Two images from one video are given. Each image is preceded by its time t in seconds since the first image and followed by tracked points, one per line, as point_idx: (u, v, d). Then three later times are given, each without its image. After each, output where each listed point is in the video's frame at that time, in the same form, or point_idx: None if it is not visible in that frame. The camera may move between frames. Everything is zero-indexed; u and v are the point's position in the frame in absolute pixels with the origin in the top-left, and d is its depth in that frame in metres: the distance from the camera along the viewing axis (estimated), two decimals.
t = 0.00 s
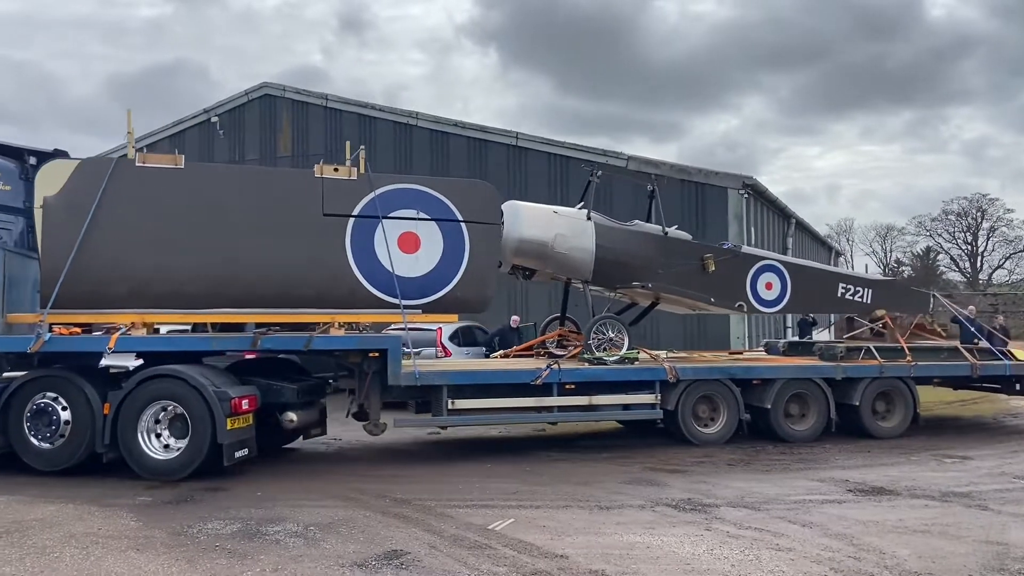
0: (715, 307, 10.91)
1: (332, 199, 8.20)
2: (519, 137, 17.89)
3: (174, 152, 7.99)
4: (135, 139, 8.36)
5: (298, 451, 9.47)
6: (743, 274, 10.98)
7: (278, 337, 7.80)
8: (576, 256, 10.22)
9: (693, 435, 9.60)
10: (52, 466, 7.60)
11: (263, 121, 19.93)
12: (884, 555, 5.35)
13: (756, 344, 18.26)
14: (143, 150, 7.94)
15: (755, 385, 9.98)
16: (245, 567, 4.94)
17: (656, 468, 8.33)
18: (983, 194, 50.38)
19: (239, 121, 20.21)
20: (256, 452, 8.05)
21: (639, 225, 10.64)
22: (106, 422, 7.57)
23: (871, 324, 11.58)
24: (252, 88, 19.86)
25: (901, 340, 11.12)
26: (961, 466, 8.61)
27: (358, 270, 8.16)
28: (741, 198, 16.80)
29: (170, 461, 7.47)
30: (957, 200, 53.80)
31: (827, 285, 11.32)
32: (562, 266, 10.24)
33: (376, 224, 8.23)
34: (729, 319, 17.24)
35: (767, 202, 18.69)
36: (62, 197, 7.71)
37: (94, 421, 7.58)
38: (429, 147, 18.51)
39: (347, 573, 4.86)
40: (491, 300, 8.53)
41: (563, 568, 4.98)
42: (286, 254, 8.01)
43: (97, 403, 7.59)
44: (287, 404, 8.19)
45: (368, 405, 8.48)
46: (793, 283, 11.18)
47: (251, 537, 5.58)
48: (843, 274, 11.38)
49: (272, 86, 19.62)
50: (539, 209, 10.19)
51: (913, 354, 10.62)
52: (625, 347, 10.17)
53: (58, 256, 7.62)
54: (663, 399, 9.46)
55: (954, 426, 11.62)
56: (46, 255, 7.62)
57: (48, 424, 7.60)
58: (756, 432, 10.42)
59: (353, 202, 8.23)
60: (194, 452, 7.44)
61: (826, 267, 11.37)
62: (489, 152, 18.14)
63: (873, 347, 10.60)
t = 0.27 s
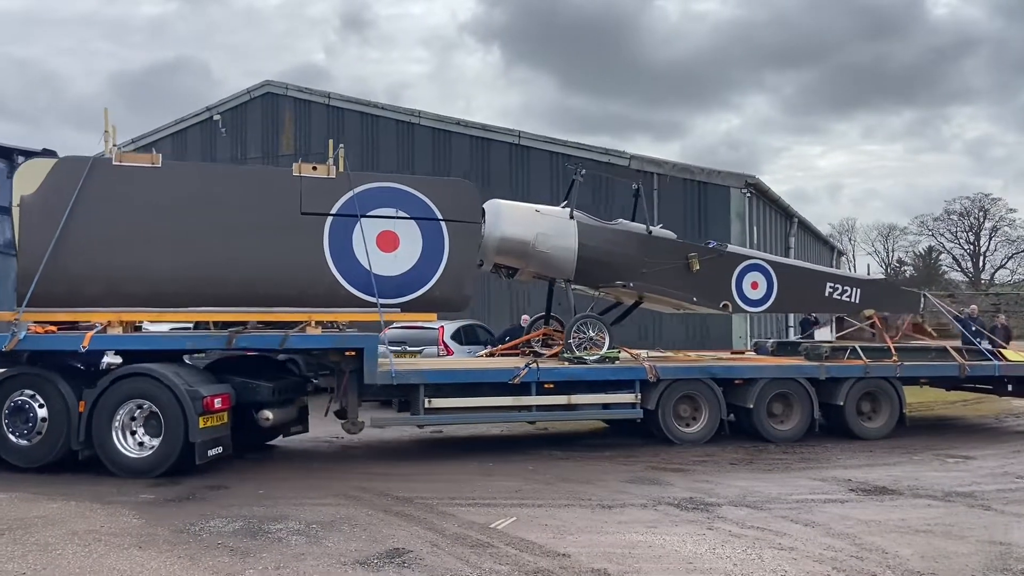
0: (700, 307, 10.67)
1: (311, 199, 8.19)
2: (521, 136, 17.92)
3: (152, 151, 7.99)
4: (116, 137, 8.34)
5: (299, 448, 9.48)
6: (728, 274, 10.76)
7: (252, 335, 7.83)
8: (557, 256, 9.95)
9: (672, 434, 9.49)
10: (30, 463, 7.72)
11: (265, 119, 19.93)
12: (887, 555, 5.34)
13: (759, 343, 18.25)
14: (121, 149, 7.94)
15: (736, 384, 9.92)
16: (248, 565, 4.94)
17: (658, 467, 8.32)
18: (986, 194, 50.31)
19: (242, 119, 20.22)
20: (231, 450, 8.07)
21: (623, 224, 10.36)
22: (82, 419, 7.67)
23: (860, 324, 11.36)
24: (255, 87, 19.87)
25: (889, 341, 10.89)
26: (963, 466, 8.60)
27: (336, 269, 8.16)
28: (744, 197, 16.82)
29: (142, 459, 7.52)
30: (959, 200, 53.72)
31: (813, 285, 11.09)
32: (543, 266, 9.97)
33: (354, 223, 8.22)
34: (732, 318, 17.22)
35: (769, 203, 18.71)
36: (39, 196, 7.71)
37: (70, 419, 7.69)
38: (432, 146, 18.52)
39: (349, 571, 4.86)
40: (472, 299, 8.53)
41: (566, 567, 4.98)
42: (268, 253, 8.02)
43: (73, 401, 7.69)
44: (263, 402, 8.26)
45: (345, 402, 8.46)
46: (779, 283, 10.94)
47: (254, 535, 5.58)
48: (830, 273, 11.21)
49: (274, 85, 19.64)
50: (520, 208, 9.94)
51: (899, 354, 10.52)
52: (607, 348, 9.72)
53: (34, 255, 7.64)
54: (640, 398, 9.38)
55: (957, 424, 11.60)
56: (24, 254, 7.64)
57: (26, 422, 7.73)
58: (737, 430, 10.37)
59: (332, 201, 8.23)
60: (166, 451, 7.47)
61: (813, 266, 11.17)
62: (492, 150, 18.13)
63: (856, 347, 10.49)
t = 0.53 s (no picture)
0: (686, 307, 10.53)
1: (290, 198, 8.15)
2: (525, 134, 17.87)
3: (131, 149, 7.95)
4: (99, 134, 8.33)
5: (301, 446, 9.48)
6: (714, 272, 10.60)
7: (229, 333, 7.94)
8: (539, 254, 9.94)
9: (653, 433, 9.38)
10: (10, 459, 7.81)
11: (268, 117, 19.93)
12: (890, 554, 5.33)
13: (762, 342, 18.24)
14: (100, 147, 7.91)
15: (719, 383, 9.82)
16: (250, 562, 4.94)
17: (660, 465, 8.31)
18: (989, 193, 50.24)
19: (244, 117, 20.22)
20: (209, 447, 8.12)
21: (608, 222, 10.26)
22: (59, 416, 7.74)
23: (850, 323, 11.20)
24: (257, 84, 19.86)
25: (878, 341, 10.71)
26: (966, 465, 8.58)
27: (314, 268, 8.14)
28: (746, 196, 16.67)
29: (117, 455, 7.56)
30: (962, 200, 53.57)
31: (801, 282, 10.92)
32: (525, 264, 9.97)
33: (333, 222, 8.19)
34: (735, 317, 17.21)
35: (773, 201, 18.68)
36: (18, 194, 7.70)
37: (47, 416, 7.76)
38: (435, 144, 18.50)
39: (352, 569, 4.86)
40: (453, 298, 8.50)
41: (568, 565, 4.97)
42: (250, 248, 7.98)
43: (50, 398, 7.76)
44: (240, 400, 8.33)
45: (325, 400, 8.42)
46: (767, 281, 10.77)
47: (256, 532, 5.59)
48: (819, 272, 11.04)
49: (276, 82, 19.65)
50: (503, 206, 9.97)
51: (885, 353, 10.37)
52: (588, 347, 9.66)
53: (13, 252, 7.64)
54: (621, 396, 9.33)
55: (961, 423, 11.56)
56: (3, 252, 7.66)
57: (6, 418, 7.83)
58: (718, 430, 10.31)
59: (311, 200, 8.19)
60: (140, 448, 7.50)
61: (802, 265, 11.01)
62: (495, 148, 18.12)
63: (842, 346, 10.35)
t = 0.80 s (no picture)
0: (672, 306, 10.36)
1: (270, 196, 8.25)
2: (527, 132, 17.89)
3: (111, 149, 8.08)
4: (82, 135, 8.50)
5: (304, 443, 9.48)
6: (700, 271, 10.42)
7: (207, 331, 7.84)
8: (523, 253, 9.69)
9: (633, 434, 9.31)
10: None
11: (271, 115, 19.95)
12: (893, 552, 5.32)
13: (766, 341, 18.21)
14: (81, 146, 8.06)
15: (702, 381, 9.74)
16: (253, 560, 4.95)
17: (663, 463, 8.30)
18: (992, 192, 50.12)
19: (248, 115, 20.24)
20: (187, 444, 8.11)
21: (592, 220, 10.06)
22: (37, 413, 7.81)
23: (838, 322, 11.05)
24: (260, 82, 19.87)
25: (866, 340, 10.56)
26: (970, 464, 8.56)
27: (293, 266, 8.20)
28: (751, 193, 16.68)
29: (94, 452, 7.61)
30: (967, 199, 53.44)
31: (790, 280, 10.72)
32: (509, 263, 9.73)
33: (313, 220, 8.27)
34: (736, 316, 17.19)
35: (774, 200, 18.68)
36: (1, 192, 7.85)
37: (27, 413, 7.84)
38: (437, 143, 18.50)
39: (354, 566, 4.86)
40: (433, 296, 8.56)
41: (570, 564, 4.97)
42: (235, 248, 8.08)
43: (30, 395, 7.83)
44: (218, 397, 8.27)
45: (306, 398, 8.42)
46: (753, 279, 10.61)
47: (259, 529, 5.59)
48: (807, 271, 10.86)
49: (280, 80, 19.67)
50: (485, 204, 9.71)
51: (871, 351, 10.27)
52: (570, 345, 9.54)
53: None
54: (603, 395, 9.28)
55: (964, 422, 11.51)
56: None
57: None
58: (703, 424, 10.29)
59: (290, 198, 8.28)
60: (116, 445, 7.54)
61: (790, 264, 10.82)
62: (497, 146, 18.11)
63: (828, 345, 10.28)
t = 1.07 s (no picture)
0: (657, 305, 10.26)
1: (250, 194, 8.27)
2: (531, 130, 17.85)
3: (92, 147, 8.16)
4: (67, 134, 8.58)
5: (307, 441, 9.48)
6: (685, 270, 10.30)
7: (185, 328, 7.89)
8: (505, 251, 9.62)
9: (614, 433, 9.25)
10: None
11: (274, 114, 19.96)
12: (898, 551, 5.31)
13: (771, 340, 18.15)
14: (63, 145, 8.15)
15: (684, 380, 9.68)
16: (257, 557, 4.95)
17: (667, 462, 8.29)
18: (997, 190, 49.97)
19: (251, 113, 20.25)
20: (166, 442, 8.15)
21: (576, 218, 9.97)
22: (18, 409, 7.90)
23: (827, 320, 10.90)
24: (263, 80, 19.87)
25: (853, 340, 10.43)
26: (974, 462, 8.54)
27: (273, 263, 8.22)
28: (754, 191, 16.59)
29: (73, 449, 7.68)
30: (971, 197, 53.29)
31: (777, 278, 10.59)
32: (491, 262, 9.66)
33: (293, 218, 8.28)
34: (740, 315, 17.13)
35: (778, 197, 18.58)
36: None
37: (9, 409, 7.94)
38: (440, 141, 18.49)
39: (357, 564, 4.86)
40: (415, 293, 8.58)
41: (575, 562, 4.96)
42: (224, 249, 8.14)
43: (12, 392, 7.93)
44: (197, 394, 8.37)
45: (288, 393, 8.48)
46: (740, 278, 10.49)
47: (263, 527, 5.59)
48: (796, 269, 10.71)
49: (283, 78, 19.67)
50: (467, 202, 9.64)
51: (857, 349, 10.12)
52: (552, 343, 9.48)
53: None
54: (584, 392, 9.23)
55: (970, 421, 11.45)
56: None
57: None
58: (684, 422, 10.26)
59: (271, 196, 8.29)
60: (94, 441, 7.59)
61: (777, 261, 10.68)
62: (500, 144, 18.11)
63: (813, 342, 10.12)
